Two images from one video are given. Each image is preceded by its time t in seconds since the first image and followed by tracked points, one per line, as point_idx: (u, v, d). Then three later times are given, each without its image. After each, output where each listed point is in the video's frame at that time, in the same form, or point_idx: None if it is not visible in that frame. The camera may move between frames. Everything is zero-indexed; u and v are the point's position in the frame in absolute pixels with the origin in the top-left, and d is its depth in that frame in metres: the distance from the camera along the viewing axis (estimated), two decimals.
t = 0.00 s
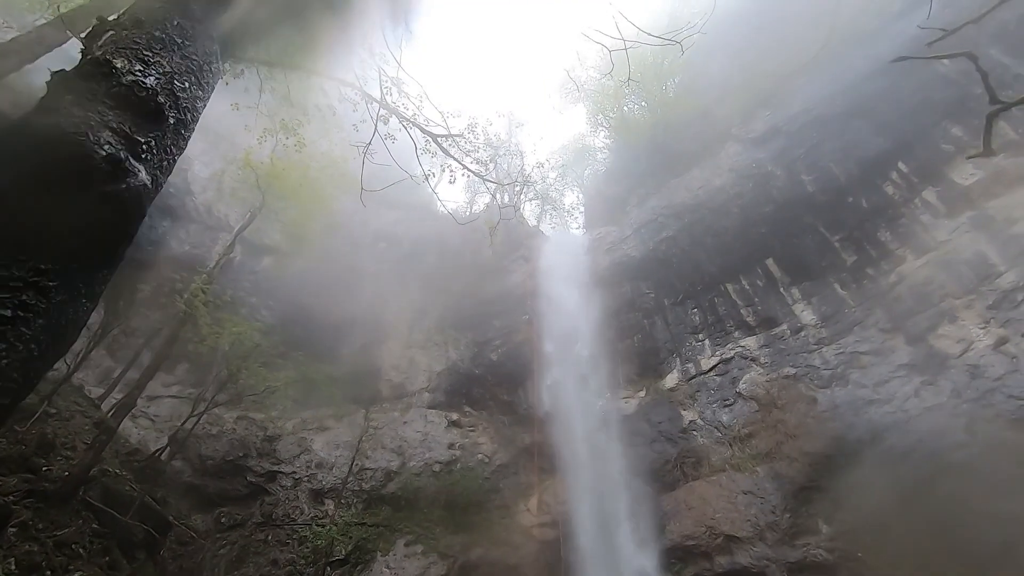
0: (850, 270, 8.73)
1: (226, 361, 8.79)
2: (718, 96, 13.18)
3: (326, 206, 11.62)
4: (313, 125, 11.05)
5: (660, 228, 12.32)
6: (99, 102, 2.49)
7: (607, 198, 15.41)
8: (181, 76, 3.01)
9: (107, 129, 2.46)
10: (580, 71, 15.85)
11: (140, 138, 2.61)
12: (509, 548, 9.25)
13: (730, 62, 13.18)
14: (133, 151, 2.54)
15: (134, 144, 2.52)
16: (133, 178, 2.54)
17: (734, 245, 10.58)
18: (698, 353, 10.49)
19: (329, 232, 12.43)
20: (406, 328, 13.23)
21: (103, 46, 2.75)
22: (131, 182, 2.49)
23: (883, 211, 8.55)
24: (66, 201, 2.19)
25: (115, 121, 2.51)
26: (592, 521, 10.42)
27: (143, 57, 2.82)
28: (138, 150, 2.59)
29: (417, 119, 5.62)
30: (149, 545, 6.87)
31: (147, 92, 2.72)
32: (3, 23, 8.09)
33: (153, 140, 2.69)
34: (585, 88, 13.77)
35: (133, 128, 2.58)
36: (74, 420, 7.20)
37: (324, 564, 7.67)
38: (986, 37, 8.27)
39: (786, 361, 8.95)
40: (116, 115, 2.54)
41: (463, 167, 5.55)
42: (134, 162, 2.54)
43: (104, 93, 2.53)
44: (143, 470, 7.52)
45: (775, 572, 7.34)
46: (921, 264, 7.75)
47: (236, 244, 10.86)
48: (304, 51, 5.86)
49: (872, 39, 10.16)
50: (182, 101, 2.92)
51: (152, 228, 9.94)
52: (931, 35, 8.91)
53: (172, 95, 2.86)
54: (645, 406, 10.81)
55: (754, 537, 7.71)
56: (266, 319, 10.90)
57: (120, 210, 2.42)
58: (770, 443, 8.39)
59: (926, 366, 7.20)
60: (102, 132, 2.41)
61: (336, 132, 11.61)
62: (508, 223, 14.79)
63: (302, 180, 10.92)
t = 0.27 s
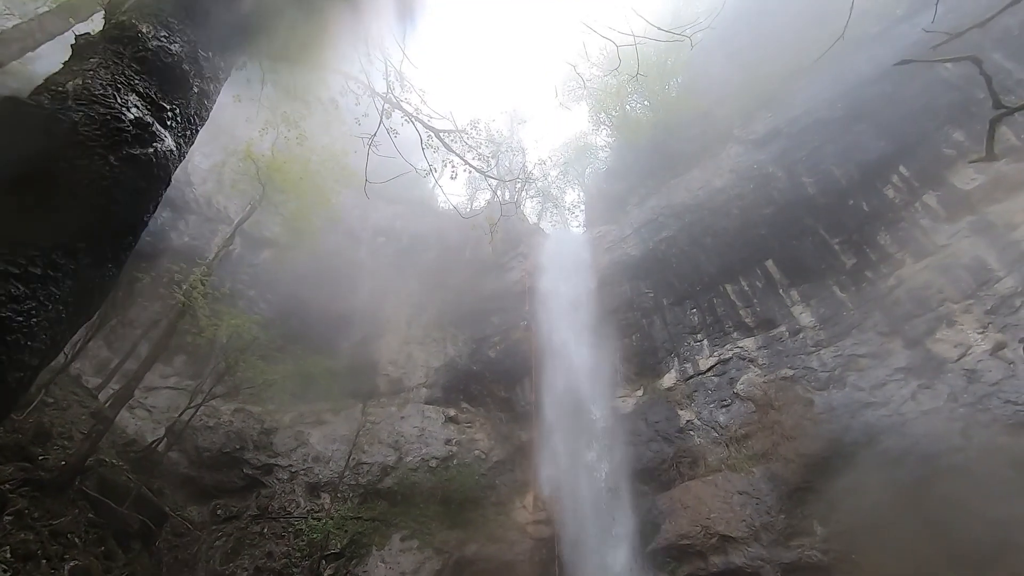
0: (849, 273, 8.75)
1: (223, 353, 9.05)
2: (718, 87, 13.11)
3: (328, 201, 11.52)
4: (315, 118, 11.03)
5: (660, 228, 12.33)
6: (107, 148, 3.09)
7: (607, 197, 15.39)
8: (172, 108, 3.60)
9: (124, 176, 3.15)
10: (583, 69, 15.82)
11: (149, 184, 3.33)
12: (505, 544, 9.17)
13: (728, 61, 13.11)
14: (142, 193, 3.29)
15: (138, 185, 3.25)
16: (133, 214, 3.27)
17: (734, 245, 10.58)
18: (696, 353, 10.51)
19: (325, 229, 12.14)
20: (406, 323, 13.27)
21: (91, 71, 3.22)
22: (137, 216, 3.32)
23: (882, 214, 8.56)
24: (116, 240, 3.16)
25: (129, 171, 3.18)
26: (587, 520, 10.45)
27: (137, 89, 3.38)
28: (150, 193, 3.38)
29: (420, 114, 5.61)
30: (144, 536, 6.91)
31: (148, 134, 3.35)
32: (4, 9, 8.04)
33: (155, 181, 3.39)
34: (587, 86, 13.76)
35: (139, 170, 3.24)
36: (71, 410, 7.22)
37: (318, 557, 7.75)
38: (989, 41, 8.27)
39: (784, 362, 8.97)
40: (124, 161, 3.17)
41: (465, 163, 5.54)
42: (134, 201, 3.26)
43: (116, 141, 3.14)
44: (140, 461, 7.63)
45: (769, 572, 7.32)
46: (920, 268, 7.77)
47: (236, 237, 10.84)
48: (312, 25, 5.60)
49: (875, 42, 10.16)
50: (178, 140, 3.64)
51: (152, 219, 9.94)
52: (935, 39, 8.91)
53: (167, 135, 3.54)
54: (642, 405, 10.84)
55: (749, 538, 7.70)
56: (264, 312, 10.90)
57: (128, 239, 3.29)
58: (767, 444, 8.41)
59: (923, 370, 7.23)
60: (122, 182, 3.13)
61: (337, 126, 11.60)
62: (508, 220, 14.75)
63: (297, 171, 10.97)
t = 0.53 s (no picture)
0: (851, 272, 8.74)
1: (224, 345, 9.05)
2: (721, 88, 13.05)
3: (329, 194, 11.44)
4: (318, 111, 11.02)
5: (662, 225, 12.34)
6: (120, 105, 2.12)
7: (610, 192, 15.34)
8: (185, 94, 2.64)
9: (140, 140, 2.17)
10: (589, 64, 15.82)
11: (162, 151, 2.31)
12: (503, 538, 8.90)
13: (730, 60, 13.16)
14: (154, 165, 2.27)
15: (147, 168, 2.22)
16: (142, 191, 2.24)
17: (736, 243, 10.57)
18: (697, 350, 10.52)
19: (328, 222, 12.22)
20: (407, 316, 13.28)
21: (98, 29, 2.39)
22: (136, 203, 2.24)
23: (886, 213, 8.53)
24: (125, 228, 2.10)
25: (145, 135, 2.19)
26: (586, 514, 10.39)
27: (149, 50, 2.52)
28: (155, 173, 2.34)
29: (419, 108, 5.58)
30: (145, 525, 7.00)
31: (163, 93, 2.37)
32: None
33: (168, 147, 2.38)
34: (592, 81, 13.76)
35: (156, 147, 2.26)
36: (73, 399, 7.23)
37: (317, 548, 7.78)
38: (998, 40, 8.21)
39: (785, 360, 9.00)
40: (140, 123, 2.19)
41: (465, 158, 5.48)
42: (147, 177, 2.25)
43: (130, 98, 2.17)
44: (140, 450, 7.69)
45: (766, 569, 7.36)
46: (923, 267, 7.75)
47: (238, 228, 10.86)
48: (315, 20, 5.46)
49: (881, 40, 10.11)
50: (191, 108, 2.70)
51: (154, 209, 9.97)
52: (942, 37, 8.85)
53: (181, 98, 2.59)
54: (642, 402, 10.87)
55: (746, 535, 7.73)
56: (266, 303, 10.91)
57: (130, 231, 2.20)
58: (767, 442, 8.45)
59: (924, 370, 7.23)
60: (140, 146, 2.15)
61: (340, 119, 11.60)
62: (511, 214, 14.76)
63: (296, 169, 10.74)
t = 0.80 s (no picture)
0: (856, 263, 8.71)
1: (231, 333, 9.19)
2: (725, 74, 12.82)
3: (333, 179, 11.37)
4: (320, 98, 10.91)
5: (667, 214, 12.30)
6: (128, 83, 2.60)
7: (614, 180, 15.18)
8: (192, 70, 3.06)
9: (146, 116, 2.65)
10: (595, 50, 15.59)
11: (168, 129, 2.84)
12: (505, 525, 9.11)
13: (740, 42, 12.81)
14: (160, 141, 2.77)
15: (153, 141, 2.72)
16: (148, 166, 2.73)
17: (741, 233, 10.54)
18: (701, 340, 10.54)
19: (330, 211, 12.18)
20: (410, 304, 13.26)
21: (111, 6, 2.78)
22: (148, 177, 2.76)
23: (892, 204, 8.48)
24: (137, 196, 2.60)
25: (151, 114, 2.68)
26: (588, 502, 10.46)
27: (158, 26, 2.90)
28: (165, 150, 2.87)
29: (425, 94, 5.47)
30: (152, 508, 7.14)
31: (170, 73, 2.87)
32: None
33: (174, 125, 2.90)
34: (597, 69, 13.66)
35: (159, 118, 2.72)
36: (80, 383, 7.28)
37: (322, 532, 7.93)
38: (1010, 28, 8.10)
39: (788, 351, 9.02)
40: (147, 100, 2.68)
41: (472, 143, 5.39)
42: (153, 153, 2.74)
43: (137, 76, 2.65)
44: (147, 435, 7.74)
45: (767, 557, 7.48)
46: (929, 259, 7.72)
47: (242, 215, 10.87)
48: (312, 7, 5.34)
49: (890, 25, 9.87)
50: (197, 86, 3.13)
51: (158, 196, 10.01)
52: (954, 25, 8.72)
53: (187, 78, 3.04)
54: (645, 391, 10.90)
55: (747, 523, 7.81)
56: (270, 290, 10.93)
57: (142, 199, 2.72)
58: (769, 432, 8.50)
59: (928, 362, 7.24)
60: (146, 123, 2.64)
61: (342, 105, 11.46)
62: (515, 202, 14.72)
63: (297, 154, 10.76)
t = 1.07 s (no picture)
0: (861, 249, 8.68)
1: (233, 318, 9.01)
2: (732, 53, 12.41)
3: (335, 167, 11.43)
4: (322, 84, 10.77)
5: (670, 200, 12.24)
6: (119, 48, 3.41)
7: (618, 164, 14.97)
8: (185, 53, 4.01)
9: (125, 77, 3.45)
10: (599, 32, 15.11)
11: (156, 99, 3.74)
12: (508, 508, 9.16)
13: (753, 19, 12.11)
14: (154, 114, 3.75)
15: (138, 115, 3.58)
16: (145, 137, 3.72)
17: (745, 219, 10.49)
18: (703, 326, 10.55)
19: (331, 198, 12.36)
20: (413, 290, 13.21)
21: None
22: (142, 144, 3.72)
23: (899, 189, 8.43)
24: (130, 163, 3.56)
25: (126, 78, 3.44)
26: (590, 487, 10.56)
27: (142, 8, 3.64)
28: (158, 121, 3.85)
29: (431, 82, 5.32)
30: (159, 491, 7.25)
31: (153, 51, 3.68)
32: None
33: (158, 97, 3.79)
34: (601, 52, 13.53)
35: (143, 82, 3.58)
36: (85, 368, 7.35)
37: (326, 515, 8.07)
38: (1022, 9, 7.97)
39: (791, 337, 9.04)
40: (138, 63, 3.55)
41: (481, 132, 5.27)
42: (148, 125, 3.72)
43: (118, 41, 3.42)
44: (153, 420, 7.79)
45: (767, 541, 7.59)
46: (934, 245, 7.69)
47: (244, 201, 10.86)
48: None
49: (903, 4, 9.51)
50: (174, 61, 3.87)
51: (161, 183, 10.03)
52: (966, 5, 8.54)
53: (158, 50, 3.73)
54: (646, 377, 10.94)
55: (747, 508, 7.90)
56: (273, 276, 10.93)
57: (136, 163, 3.69)
58: (770, 418, 8.56)
59: (932, 348, 7.27)
60: (135, 87, 3.51)
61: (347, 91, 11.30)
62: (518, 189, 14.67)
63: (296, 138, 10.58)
